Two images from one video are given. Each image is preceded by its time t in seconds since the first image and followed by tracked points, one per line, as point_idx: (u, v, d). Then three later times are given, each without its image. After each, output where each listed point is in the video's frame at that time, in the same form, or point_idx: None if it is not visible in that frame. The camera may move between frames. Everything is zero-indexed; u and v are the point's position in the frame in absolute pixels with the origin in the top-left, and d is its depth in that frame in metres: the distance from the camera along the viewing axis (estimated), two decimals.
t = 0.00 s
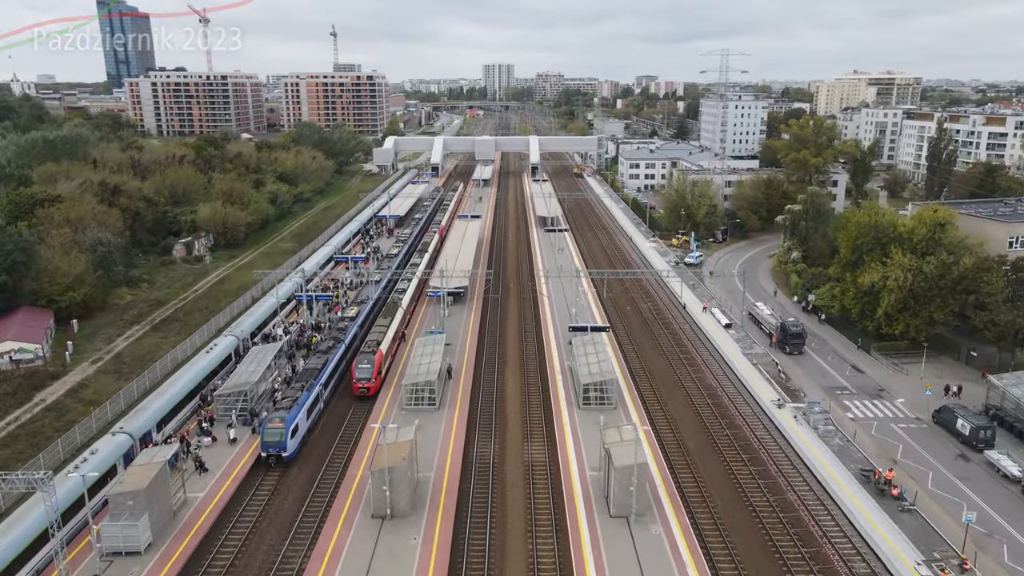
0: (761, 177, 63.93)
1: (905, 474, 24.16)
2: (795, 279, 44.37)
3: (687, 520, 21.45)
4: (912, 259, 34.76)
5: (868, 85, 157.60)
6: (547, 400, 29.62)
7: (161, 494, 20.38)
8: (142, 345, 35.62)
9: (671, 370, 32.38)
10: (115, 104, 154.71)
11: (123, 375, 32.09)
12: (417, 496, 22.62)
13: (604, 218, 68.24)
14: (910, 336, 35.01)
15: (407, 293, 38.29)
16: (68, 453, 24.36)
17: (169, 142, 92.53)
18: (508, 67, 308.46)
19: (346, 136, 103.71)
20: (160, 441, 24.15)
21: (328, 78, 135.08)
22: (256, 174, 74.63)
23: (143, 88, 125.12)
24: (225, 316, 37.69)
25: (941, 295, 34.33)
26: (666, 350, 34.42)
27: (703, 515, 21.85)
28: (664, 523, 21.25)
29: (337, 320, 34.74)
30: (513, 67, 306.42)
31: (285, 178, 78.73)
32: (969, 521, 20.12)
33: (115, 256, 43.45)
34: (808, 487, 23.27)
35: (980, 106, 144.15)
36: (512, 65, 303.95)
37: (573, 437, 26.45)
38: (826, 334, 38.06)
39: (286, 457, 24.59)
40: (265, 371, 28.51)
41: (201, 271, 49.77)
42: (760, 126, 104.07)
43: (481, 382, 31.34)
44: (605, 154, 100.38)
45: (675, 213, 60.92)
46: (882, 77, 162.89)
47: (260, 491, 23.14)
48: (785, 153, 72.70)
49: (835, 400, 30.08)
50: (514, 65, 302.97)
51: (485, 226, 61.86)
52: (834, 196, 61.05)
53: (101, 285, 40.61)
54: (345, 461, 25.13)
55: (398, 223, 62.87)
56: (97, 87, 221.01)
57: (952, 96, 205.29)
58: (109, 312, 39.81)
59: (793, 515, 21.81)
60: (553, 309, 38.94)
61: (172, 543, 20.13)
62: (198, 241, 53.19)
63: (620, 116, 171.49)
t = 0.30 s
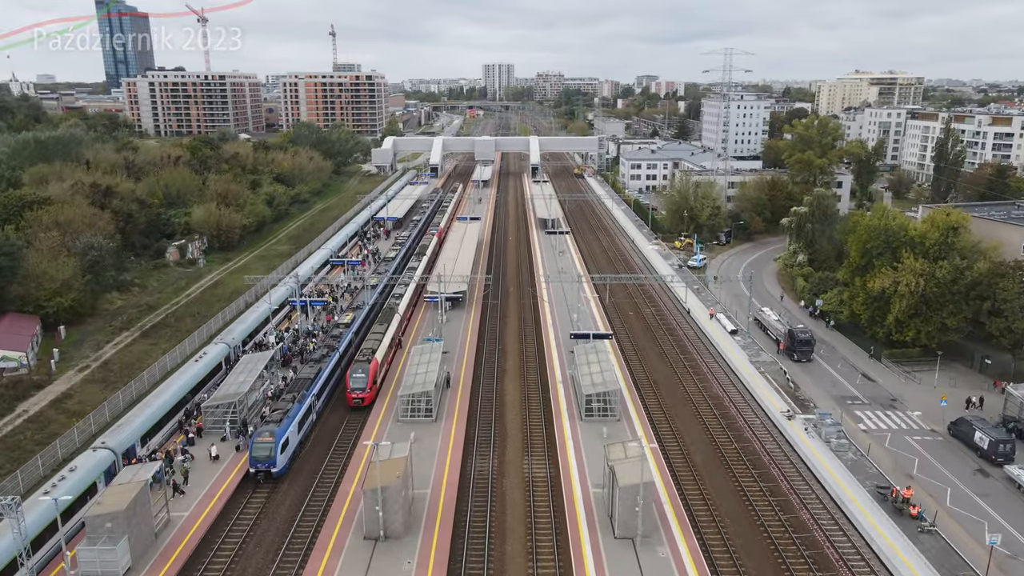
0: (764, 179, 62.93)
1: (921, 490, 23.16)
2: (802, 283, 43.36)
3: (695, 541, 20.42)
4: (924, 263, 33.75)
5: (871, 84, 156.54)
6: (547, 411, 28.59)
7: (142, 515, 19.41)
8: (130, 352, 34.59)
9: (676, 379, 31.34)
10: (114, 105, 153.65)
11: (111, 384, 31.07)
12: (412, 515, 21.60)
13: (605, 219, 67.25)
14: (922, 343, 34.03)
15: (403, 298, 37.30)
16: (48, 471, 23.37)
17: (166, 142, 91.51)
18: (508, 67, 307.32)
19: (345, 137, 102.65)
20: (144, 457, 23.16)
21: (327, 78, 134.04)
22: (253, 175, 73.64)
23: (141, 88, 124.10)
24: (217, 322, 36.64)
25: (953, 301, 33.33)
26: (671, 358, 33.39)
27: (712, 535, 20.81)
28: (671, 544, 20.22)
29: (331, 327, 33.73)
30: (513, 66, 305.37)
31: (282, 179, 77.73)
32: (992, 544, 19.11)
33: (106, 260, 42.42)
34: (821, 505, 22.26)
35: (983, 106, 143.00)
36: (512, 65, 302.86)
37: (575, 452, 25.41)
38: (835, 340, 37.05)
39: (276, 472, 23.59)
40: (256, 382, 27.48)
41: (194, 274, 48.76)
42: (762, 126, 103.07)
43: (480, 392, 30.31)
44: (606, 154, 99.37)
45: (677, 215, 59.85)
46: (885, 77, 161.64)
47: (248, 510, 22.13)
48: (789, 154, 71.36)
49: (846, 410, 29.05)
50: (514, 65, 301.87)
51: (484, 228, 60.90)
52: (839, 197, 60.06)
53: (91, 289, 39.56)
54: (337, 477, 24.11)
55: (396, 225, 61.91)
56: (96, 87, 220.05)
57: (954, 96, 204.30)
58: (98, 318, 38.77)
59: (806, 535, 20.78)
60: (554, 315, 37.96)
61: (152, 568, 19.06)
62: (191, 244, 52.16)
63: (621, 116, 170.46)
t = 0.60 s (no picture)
0: (768, 180, 61.93)
1: (940, 509, 22.10)
2: (809, 288, 42.28)
3: (704, 565, 19.34)
4: (937, 269, 32.64)
5: (872, 84, 155.48)
6: (548, 425, 27.52)
7: (120, 539, 18.39)
8: (118, 361, 33.54)
9: (681, 390, 30.27)
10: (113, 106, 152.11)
11: (96, 394, 30.02)
12: (406, 538, 20.53)
13: (606, 221, 66.24)
14: (934, 351, 32.95)
15: (399, 304, 36.23)
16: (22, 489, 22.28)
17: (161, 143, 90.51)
18: (508, 67, 306.26)
19: (343, 137, 101.58)
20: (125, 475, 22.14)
21: (325, 78, 133.02)
22: (249, 176, 72.62)
23: (138, 88, 123.04)
24: (207, 329, 35.56)
25: (967, 307, 32.25)
26: (676, 367, 32.32)
27: (722, 559, 19.74)
28: (679, 569, 19.14)
29: (325, 335, 32.71)
30: (513, 67, 304.35)
31: (279, 180, 76.71)
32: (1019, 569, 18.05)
33: (95, 264, 41.38)
34: (836, 526, 21.19)
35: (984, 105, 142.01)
36: (512, 65, 301.81)
37: (577, 468, 24.34)
38: (844, 348, 35.98)
39: (265, 490, 22.55)
40: (244, 394, 26.42)
41: (187, 279, 47.71)
42: (764, 126, 102.05)
43: (478, 403, 29.25)
44: (607, 155, 98.38)
45: (680, 217, 58.82)
46: (887, 77, 160.44)
47: (234, 530, 21.07)
48: (792, 155, 70.10)
49: (858, 422, 27.96)
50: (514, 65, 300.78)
51: (484, 230, 59.91)
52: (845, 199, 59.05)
53: (79, 295, 38.46)
54: (328, 495, 23.05)
55: (393, 228, 60.95)
56: (95, 87, 218.99)
57: (956, 96, 203.37)
58: (86, 324, 37.69)
59: (821, 559, 19.72)
60: (555, 322, 36.91)
61: None
62: (184, 247, 51.08)
63: (621, 116, 169.45)
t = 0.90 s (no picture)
0: (772, 182, 60.84)
1: (962, 531, 20.99)
2: (816, 293, 41.18)
3: None
4: (951, 275, 31.55)
5: (874, 84, 154.35)
6: (548, 438, 26.41)
7: (94, 568, 17.31)
8: (104, 370, 32.47)
9: (687, 400, 29.20)
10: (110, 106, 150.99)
11: (80, 405, 28.95)
12: (400, 563, 19.41)
13: (607, 224, 65.19)
14: (947, 359, 31.90)
15: (396, 311, 35.17)
16: None
17: (157, 143, 89.32)
18: (508, 67, 305.08)
19: (340, 138, 100.45)
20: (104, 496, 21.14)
21: (324, 78, 131.90)
22: (244, 177, 71.54)
23: (135, 88, 121.87)
24: (197, 336, 34.46)
25: (982, 314, 31.17)
26: (681, 376, 31.24)
27: None
28: None
29: (318, 343, 31.65)
30: (513, 66, 303.18)
31: (275, 181, 75.62)
32: None
33: (84, 269, 40.27)
34: (852, 549, 20.12)
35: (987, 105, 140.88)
36: (512, 65, 300.66)
37: (579, 485, 23.24)
38: (854, 355, 34.90)
39: (251, 511, 21.45)
40: (232, 407, 25.37)
41: (179, 283, 46.62)
42: (767, 126, 100.93)
43: (476, 416, 28.18)
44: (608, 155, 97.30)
45: (682, 220, 57.76)
46: (888, 77, 159.26)
47: (218, 554, 19.95)
48: (797, 156, 68.93)
49: (872, 436, 26.84)
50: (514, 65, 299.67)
51: (483, 233, 58.66)
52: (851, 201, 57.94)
53: (66, 301, 37.37)
54: (318, 515, 21.95)
55: (391, 231, 59.85)
56: (93, 87, 217.83)
57: (958, 96, 202.26)
58: (73, 332, 36.60)
59: None
60: (556, 329, 35.84)
61: None
62: (177, 251, 49.99)
63: (622, 116, 168.39)
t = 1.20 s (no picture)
0: (776, 183, 59.76)
1: (987, 556, 19.85)
2: (824, 298, 40.08)
3: None
4: (966, 281, 30.45)
5: (875, 84, 153.23)
6: (549, 453, 25.30)
7: None
8: (89, 379, 31.37)
9: (692, 412, 28.09)
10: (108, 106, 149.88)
11: (62, 417, 27.86)
12: None
13: (609, 226, 64.13)
14: (961, 368, 30.82)
15: (392, 318, 34.06)
16: None
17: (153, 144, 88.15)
18: (508, 67, 303.93)
19: (338, 138, 99.32)
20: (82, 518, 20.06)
21: (322, 77, 130.80)
22: (240, 178, 70.46)
23: (131, 88, 120.75)
24: (185, 343, 33.33)
25: (997, 322, 30.12)
26: (686, 387, 30.13)
27: None
28: None
29: (311, 352, 30.55)
30: (513, 66, 301.98)
31: (272, 183, 74.52)
32: None
33: (71, 274, 39.15)
34: None
35: (990, 105, 139.84)
36: (512, 64, 299.49)
37: (582, 505, 22.11)
38: (865, 363, 33.78)
39: (236, 533, 20.33)
40: (219, 421, 24.28)
41: (170, 287, 45.52)
42: (769, 126, 99.81)
43: (474, 429, 27.05)
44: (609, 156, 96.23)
45: (685, 222, 56.67)
46: (890, 77, 158.20)
47: None
48: (801, 157, 67.83)
49: (888, 451, 25.70)
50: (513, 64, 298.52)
51: (481, 236, 57.54)
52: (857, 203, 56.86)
53: (52, 307, 36.30)
54: (307, 537, 20.81)
55: (388, 233, 58.78)
56: (91, 87, 216.69)
57: (960, 96, 200.68)
58: (59, 339, 35.48)
59: None
60: (556, 337, 34.75)
61: None
62: (169, 254, 48.92)
63: (622, 116, 167.32)
